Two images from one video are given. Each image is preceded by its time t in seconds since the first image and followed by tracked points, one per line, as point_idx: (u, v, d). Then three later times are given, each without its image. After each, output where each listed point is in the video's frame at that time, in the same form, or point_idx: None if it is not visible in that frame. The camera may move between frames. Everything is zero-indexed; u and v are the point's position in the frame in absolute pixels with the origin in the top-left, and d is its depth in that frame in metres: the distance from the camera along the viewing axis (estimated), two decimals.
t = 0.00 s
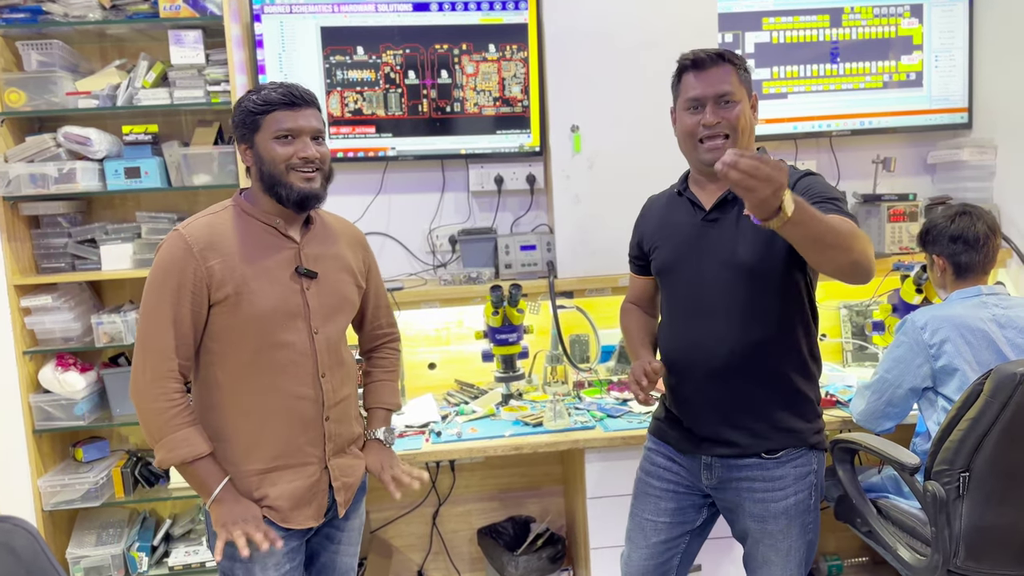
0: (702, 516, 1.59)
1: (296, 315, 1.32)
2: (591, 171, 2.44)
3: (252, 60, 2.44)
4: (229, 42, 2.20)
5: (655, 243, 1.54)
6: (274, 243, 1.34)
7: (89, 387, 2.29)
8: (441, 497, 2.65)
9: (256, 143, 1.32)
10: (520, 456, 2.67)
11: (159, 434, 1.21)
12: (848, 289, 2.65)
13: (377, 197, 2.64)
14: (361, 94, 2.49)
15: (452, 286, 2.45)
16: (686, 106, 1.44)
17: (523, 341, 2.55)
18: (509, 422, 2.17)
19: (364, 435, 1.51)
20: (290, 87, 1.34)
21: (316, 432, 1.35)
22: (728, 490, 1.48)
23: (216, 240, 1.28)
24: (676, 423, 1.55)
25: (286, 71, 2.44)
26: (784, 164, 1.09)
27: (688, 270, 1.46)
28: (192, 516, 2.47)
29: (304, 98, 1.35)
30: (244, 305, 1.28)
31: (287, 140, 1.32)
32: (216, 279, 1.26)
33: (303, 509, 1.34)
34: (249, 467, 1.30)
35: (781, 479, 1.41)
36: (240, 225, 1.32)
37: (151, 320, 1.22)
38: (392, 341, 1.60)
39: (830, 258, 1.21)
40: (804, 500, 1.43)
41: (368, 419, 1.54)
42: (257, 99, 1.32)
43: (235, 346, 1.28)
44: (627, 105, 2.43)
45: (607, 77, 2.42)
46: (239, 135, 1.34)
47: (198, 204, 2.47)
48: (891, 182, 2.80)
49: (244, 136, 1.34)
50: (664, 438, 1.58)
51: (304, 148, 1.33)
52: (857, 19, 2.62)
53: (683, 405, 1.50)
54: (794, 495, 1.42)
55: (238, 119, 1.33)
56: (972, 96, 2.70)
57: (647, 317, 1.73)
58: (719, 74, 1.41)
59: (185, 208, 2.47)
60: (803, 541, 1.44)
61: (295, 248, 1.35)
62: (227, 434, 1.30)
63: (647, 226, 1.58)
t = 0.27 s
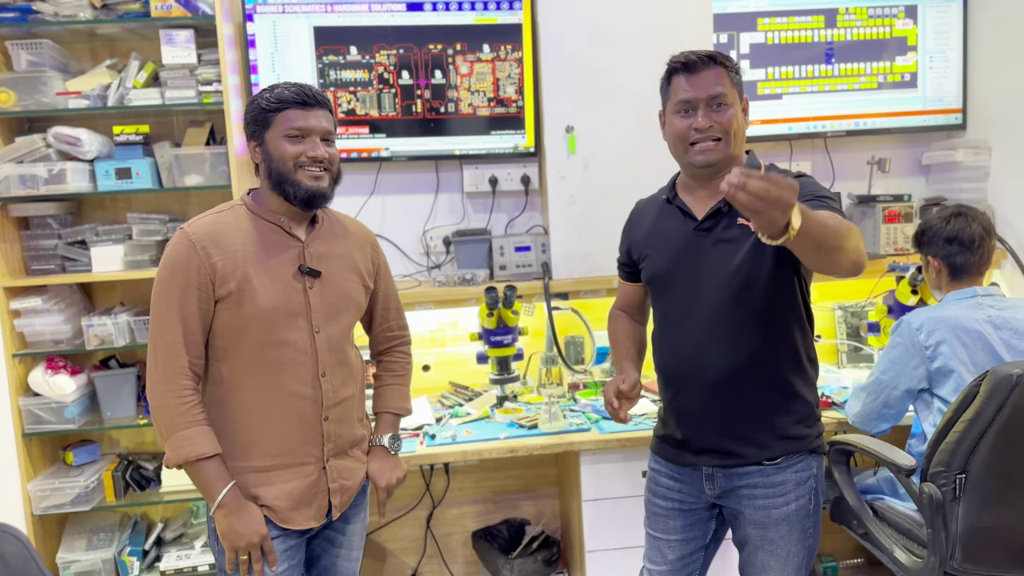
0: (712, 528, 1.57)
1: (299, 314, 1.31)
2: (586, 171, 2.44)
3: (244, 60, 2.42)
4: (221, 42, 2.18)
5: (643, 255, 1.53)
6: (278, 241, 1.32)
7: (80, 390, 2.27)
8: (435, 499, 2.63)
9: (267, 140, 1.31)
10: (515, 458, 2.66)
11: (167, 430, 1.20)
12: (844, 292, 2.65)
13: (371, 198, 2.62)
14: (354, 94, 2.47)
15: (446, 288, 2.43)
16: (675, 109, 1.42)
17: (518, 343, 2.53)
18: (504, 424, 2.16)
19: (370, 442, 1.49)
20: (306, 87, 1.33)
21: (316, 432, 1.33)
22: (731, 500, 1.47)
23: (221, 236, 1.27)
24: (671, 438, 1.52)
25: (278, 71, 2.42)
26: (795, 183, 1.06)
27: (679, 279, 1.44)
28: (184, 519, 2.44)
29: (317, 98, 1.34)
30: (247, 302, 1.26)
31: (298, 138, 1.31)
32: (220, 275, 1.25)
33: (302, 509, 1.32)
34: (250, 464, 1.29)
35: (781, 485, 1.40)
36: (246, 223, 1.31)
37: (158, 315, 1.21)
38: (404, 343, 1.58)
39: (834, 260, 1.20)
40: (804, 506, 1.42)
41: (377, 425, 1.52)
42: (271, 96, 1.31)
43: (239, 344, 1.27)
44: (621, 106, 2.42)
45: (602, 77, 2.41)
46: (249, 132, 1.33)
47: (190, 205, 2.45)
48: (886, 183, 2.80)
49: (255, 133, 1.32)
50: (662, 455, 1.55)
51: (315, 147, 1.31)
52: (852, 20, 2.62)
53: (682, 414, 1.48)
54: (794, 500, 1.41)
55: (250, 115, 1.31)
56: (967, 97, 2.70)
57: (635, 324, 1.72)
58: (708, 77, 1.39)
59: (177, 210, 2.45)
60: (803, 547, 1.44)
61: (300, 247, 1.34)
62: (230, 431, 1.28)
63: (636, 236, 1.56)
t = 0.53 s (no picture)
0: (710, 531, 1.57)
1: (301, 314, 1.29)
2: (581, 172, 2.43)
3: (236, 60, 2.40)
4: (213, 42, 2.16)
5: (633, 260, 1.51)
6: (280, 241, 1.31)
7: (71, 393, 2.25)
8: (429, 502, 2.61)
9: (281, 140, 1.29)
10: (510, 461, 2.64)
11: (167, 433, 1.19)
12: (840, 292, 2.64)
13: (364, 199, 2.61)
14: (347, 95, 2.46)
15: (440, 289, 2.42)
16: (661, 114, 1.41)
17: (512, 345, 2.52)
18: (499, 427, 2.14)
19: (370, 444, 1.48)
20: (321, 89, 1.34)
21: (318, 433, 1.32)
22: (728, 503, 1.46)
23: (224, 236, 1.25)
24: (667, 443, 1.52)
25: (271, 71, 2.41)
26: (780, 186, 1.05)
27: (673, 283, 1.43)
28: (176, 523, 2.42)
29: (328, 101, 1.35)
30: (250, 302, 1.24)
31: (316, 139, 1.30)
32: (223, 275, 1.23)
33: (305, 511, 1.31)
34: (250, 465, 1.27)
35: (779, 487, 1.40)
36: (248, 223, 1.30)
37: (159, 317, 1.19)
38: (404, 345, 1.57)
39: (811, 256, 1.21)
40: (801, 507, 1.42)
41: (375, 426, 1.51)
42: (287, 96, 1.30)
43: (242, 345, 1.25)
44: (616, 107, 2.42)
45: (597, 78, 2.40)
46: (260, 131, 1.29)
47: (182, 206, 2.43)
48: (880, 184, 2.80)
49: (266, 133, 1.29)
50: (659, 460, 1.55)
51: (334, 149, 1.32)
52: (846, 21, 2.62)
53: (680, 421, 1.47)
54: (792, 502, 1.41)
55: (262, 114, 1.28)
56: (960, 98, 2.71)
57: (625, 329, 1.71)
58: (694, 82, 1.38)
59: (169, 211, 2.43)
60: (801, 549, 1.43)
61: (303, 248, 1.32)
62: (231, 433, 1.27)
63: (627, 239, 1.55)
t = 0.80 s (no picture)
0: (709, 533, 1.56)
1: (303, 316, 1.28)
2: (578, 173, 2.42)
3: (230, 60, 2.38)
4: (207, 42, 2.15)
5: (632, 264, 1.50)
6: (280, 244, 1.29)
7: (63, 396, 2.22)
8: (424, 505, 2.60)
9: (277, 142, 1.27)
10: (505, 463, 2.63)
11: (170, 443, 1.15)
12: (836, 294, 2.64)
13: (359, 200, 2.60)
14: (342, 95, 2.45)
15: (436, 291, 2.41)
16: (652, 118, 1.40)
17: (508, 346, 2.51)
18: (495, 429, 2.13)
19: (365, 446, 1.48)
20: (317, 90, 1.33)
21: (322, 437, 1.31)
22: (727, 506, 1.45)
23: (223, 239, 1.23)
24: (666, 445, 1.52)
25: (265, 71, 2.39)
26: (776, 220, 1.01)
27: (669, 288, 1.42)
28: (169, 526, 2.40)
29: (324, 102, 1.34)
30: (252, 306, 1.23)
31: (312, 140, 1.29)
32: (224, 278, 1.21)
33: (309, 516, 1.29)
34: (254, 473, 1.25)
35: (777, 490, 1.39)
36: (244, 225, 1.27)
37: (158, 322, 1.16)
38: (388, 346, 1.56)
39: (788, 270, 1.16)
40: (800, 510, 1.41)
41: (368, 428, 1.50)
42: (283, 97, 1.28)
43: (244, 349, 1.23)
44: (612, 108, 2.41)
45: (593, 79, 2.40)
46: (254, 133, 1.27)
47: (175, 207, 2.41)
48: (876, 185, 2.80)
49: (262, 134, 1.27)
50: (658, 462, 1.54)
51: (329, 151, 1.31)
52: (842, 23, 2.62)
53: (682, 424, 1.46)
54: (790, 505, 1.40)
55: (257, 115, 1.26)
56: (956, 99, 2.71)
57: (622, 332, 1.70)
58: (684, 85, 1.37)
59: (162, 212, 2.41)
60: (799, 552, 1.42)
61: (301, 249, 1.31)
62: (233, 440, 1.24)
63: (626, 241, 1.53)
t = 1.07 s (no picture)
0: (707, 534, 1.55)
1: (296, 317, 1.27)
2: (574, 175, 2.41)
3: (224, 60, 2.37)
4: (201, 42, 2.14)
5: (634, 262, 1.49)
6: (269, 245, 1.28)
7: (55, 399, 2.20)
8: (420, 508, 2.59)
9: (260, 139, 1.25)
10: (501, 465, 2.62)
11: (172, 457, 1.12)
12: (832, 295, 2.63)
13: (354, 201, 2.58)
14: (337, 96, 2.43)
15: (432, 293, 2.40)
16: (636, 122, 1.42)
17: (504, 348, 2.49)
18: (491, 432, 2.12)
19: (352, 451, 1.46)
20: (299, 86, 1.31)
21: (318, 441, 1.30)
22: (724, 507, 1.44)
23: (215, 241, 1.20)
24: (666, 445, 1.51)
25: (259, 72, 2.38)
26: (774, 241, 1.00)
27: (669, 289, 1.41)
28: (162, 530, 2.38)
29: (306, 99, 1.33)
30: (246, 309, 1.21)
31: (296, 138, 1.28)
32: (218, 281, 1.18)
33: (308, 523, 1.28)
34: (253, 482, 1.23)
35: (774, 492, 1.38)
36: (232, 226, 1.25)
37: (152, 327, 1.12)
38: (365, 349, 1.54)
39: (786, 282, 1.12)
40: (797, 513, 1.40)
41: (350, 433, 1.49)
42: (265, 93, 1.25)
43: (239, 353, 1.21)
44: (609, 109, 2.41)
45: (589, 80, 2.39)
46: (234, 130, 1.24)
47: (169, 208, 2.39)
48: (872, 187, 2.81)
49: (243, 131, 1.24)
50: (657, 461, 1.53)
51: (313, 148, 1.30)
52: (837, 24, 2.62)
53: (683, 426, 1.45)
54: (787, 507, 1.39)
55: (239, 112, 1.23)
56: (951, 101, 2.71)
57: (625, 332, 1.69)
58: (655, 93, 1.37)
59: (155, 213, 2.39)
60: (796, 555, 1.41)
61: (289, 248, 1.30)
62: (229, 448, 1.22)
63: (628, 239, 1.52)
